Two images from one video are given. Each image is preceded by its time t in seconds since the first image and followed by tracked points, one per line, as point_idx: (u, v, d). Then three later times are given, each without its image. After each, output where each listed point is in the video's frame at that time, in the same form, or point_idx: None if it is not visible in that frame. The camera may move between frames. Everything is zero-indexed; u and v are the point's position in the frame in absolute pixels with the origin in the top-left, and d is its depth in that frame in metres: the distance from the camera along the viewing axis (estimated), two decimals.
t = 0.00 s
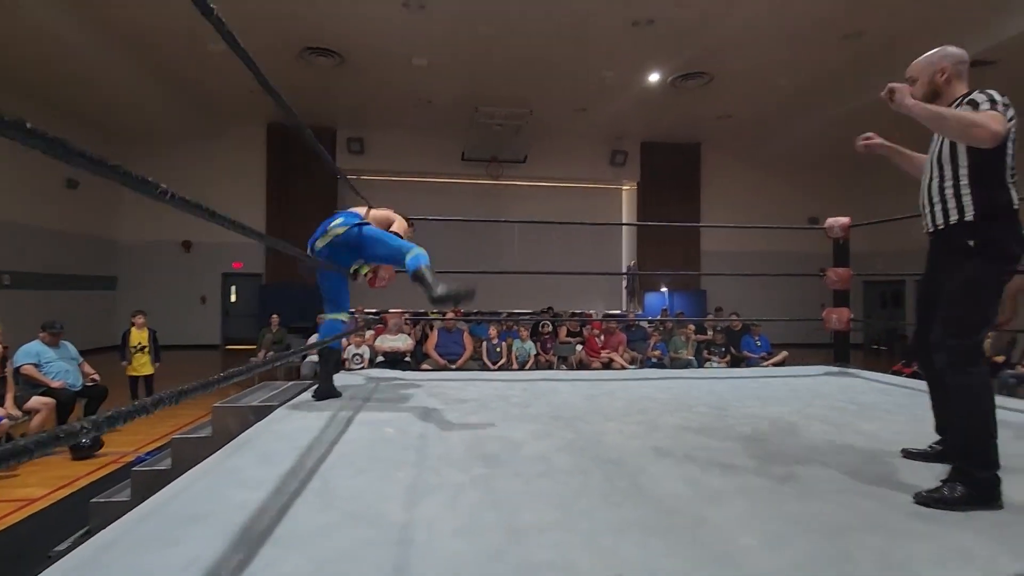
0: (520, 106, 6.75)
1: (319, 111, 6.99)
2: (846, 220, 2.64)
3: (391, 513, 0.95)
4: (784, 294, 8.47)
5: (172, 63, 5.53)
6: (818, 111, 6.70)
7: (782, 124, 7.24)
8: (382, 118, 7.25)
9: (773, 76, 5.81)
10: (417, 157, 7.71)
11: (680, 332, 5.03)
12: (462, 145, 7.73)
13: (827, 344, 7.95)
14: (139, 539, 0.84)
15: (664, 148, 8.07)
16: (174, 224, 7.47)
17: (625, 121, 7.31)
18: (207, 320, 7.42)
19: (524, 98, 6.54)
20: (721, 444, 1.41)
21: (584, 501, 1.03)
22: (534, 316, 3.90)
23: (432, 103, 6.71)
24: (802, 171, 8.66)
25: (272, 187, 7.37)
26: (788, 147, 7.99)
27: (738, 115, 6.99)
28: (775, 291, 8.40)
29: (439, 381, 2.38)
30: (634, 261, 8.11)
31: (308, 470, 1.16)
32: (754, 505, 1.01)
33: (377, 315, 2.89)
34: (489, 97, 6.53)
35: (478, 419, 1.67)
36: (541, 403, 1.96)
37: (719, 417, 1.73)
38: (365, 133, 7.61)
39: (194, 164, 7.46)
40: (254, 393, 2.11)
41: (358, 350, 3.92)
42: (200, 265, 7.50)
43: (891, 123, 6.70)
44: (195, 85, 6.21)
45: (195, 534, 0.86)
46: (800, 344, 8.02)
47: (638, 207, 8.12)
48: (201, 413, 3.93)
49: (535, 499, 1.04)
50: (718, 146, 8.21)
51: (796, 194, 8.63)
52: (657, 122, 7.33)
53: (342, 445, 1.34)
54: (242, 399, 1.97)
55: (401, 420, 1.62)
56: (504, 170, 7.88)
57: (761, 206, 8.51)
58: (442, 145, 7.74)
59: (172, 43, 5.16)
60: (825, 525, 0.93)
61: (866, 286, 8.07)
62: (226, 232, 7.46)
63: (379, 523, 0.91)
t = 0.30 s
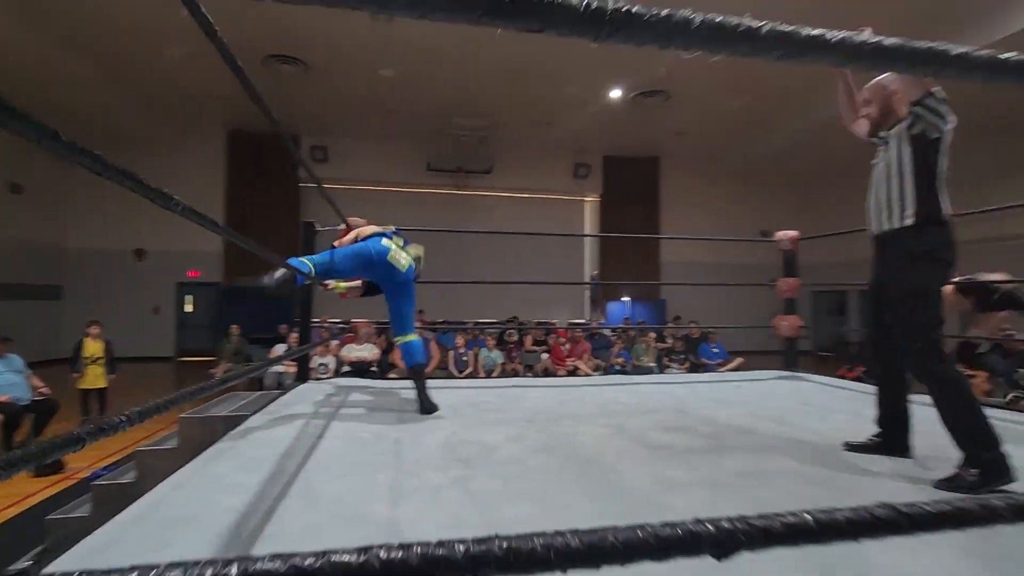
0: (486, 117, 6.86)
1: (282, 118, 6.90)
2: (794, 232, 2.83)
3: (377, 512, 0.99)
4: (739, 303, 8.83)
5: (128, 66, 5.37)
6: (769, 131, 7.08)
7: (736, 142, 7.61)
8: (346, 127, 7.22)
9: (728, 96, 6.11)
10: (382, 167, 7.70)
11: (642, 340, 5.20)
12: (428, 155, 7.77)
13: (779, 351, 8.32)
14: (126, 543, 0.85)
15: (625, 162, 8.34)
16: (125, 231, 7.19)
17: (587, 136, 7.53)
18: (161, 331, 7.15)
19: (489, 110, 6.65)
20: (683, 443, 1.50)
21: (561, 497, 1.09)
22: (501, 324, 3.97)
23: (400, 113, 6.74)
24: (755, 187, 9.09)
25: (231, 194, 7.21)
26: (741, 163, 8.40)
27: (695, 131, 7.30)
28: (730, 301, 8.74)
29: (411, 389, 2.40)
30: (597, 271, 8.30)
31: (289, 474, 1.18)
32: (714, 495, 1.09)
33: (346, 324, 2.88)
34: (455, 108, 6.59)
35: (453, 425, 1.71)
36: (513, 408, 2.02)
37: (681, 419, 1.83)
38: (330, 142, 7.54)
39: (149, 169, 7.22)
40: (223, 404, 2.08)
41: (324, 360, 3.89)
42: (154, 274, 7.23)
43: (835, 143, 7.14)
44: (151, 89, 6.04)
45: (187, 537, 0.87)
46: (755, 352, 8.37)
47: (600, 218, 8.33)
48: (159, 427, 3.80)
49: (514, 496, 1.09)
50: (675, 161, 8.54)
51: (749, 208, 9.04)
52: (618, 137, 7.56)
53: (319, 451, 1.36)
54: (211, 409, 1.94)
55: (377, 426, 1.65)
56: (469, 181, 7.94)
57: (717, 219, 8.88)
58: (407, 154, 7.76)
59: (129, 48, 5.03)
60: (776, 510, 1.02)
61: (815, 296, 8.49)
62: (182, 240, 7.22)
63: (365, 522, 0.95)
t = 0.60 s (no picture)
0: (419, 119, 6.82)
1: (201, 112, 6.52)
2: (712, 239, 3.06)
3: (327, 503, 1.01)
4: (663, 306, 9.32)
5: (23, 46, 4.90)
6: (690, 144, 7.53)
7: (660, 153, 8.03)
8: (273, 124, 6.94)
9: (652, 109, 6.47)
10: (311, 166, 7.46)
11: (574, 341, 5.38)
12: (360, 156, 7.62)
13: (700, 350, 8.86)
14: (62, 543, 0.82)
15: (557, 168, 8.58)
16: (17, 229, 6.52)
17: (521, 142, 7.68)
18: (61, 338, 6.56)
19: (423, 112, 6.63)
20: (614, 432, 1.62)
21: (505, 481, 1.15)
22: (437, 326, 3.99)
23: (330, 111, 6.56)
24: (678, 196, 9.65)
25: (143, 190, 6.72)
26: (664, 173, 8.87)
27: (623, 141, 7.63)
28: (656, 303, 9.20)
29: (350, 390, 2.39)
30: (530, 275, 8.47)
31: (232, 472, 1.17)
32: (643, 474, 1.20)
33: (278, 326, 2.80)
34: (389, 108, 6.53)
35: (395, 422, 1.74)
36: (453, 406, 2.07)
37: (613, 411, 1.96)
38: (254, 138, 7.22)
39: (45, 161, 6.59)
40: (148, 409, 1.99)
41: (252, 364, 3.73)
42: (52, 275, 6.61)
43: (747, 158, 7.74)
44: (48, 74, 5.53)
45: (131, 533, 0.86)
46: (678, 351, 8.86)
47: (533, 223, 8.52)
48: (64, 441, 3.52)
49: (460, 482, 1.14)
50: (604, 169, 8.88)
51: (672, 216, 9.59)
52: (550, 144, 7.77)
53: (259, 451, 1.34)
54: (135, 414, 1.86)
55: (318, 425, 1.65)
56: (403, 183, 7.85)
57: (643, 226, 9.32)
58: (338, 154, 7.58)
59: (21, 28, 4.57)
60: (698, 484, 1.14)
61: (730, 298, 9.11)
62: (85, 239, 6.65)
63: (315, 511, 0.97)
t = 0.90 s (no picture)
0: (358, 115, 6.67)
1: (116, 99, 6.06)
2: (646, 242, 3.23)
3: (284, 498, 1.01)
4: (600, 305, 9.62)
5: None
6: (625, 150, 7.82)
7: (597, 157, 8.29)
8: (198, 114, 6.57)
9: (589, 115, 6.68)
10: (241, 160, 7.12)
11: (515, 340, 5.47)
12: (294, 151, 7.35)
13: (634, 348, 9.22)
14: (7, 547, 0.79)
15: (497, 169, 8.66)
16: None
17: (461, 142, 7.68)
18: None
19: (361, 108, 6.49)
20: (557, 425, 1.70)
21: (458, 472, 1.20)
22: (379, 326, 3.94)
23: (262, 104, 6.29)
24: (614, 199, 9.99)
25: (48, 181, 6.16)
26: (600, 178, 9.16)
27: (561, 145, 7.82)
28: (592, 303, 9.49)
29: (290, 392, 2.34)
30: (470, 275, 8.50)
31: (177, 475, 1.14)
32: (588, 463, 1.28)
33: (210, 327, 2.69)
34: (326, 104, 6.35)
35: (343, 422, 1.74)
36: (400, 405, 2.08)
37: (555, 406, 2.05)
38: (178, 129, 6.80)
39: None
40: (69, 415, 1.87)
41: (180, 367, 3.55)
42: None
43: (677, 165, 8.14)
44: None
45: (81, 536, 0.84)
46: (613, 349, 9.19)
47: (474, 223, 8.55)
48: None
49: (415, 474, 1.18)
50: (543, 171, 9.05)
51: (608, 219, 9.91)
52: (491, 145, 7.82)
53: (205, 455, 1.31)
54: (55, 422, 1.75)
55: (263, 427, 1.63)
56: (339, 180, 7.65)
57: (580, 228, 9.58)
58: (271, 148, 7.28)
59: None
60: (638, 469, 1.23)
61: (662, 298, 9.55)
62: None
63: (273, 506, 0.97)
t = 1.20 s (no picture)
0: (318, 108, 6.51)
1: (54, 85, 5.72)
2: (611, 241, 3.30)
3: (259, 501, 1.00)
4: (563, 303, 9.74)
5: None
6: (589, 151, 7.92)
7: (561, 156, 8.37)
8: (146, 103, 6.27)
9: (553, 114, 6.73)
10: (193, 152, 6.83)
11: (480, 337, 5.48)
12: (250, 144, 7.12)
13: (596, 345, 9.37)
14: None
15: (460, 166, 8.63)
16: None
17: (425, 138, 7.62)
18: None
19: (322, 101, 6.34)
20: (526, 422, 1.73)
21: (433, 471, 1.20)
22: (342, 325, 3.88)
23: (217, 95, 6.07)
24: (576, 198, 10.12)
25: None
26: (563, 177, 9.26)
27: (525, 143, 7.86)
28: (556, 300, 9.60)
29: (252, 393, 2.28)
30: (434, 272, 8.44)
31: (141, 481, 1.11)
32: (561, 458, 1.31)
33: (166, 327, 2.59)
34: (285, 96, 6.18)
35: (310, 422, 1.71)
36: (368, 404, 2.07)
37: (523, 403, 2.08)
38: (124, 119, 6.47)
39: None
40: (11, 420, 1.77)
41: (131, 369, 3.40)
42: None
43: (637, 166, 8.32)
44: None
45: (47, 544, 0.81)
46: (576, 346, 9.32)
47: (437, 220, 8.49)
48: None
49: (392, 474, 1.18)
50: (507, 169, 9.10)
51: (571, 217, 10.03)
52: (454, 141, 7.78)
53: (168, 461, 1.27)
54: None
55: (227, 430, 1.59)
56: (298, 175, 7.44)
57: (543, 225, 9.65)
58: (226, 140, 7.03)
59: None
60: (609, 464, 1.26)
61: (623, 296, 9.74)
62: None
63: (249, 510, 0.96)
